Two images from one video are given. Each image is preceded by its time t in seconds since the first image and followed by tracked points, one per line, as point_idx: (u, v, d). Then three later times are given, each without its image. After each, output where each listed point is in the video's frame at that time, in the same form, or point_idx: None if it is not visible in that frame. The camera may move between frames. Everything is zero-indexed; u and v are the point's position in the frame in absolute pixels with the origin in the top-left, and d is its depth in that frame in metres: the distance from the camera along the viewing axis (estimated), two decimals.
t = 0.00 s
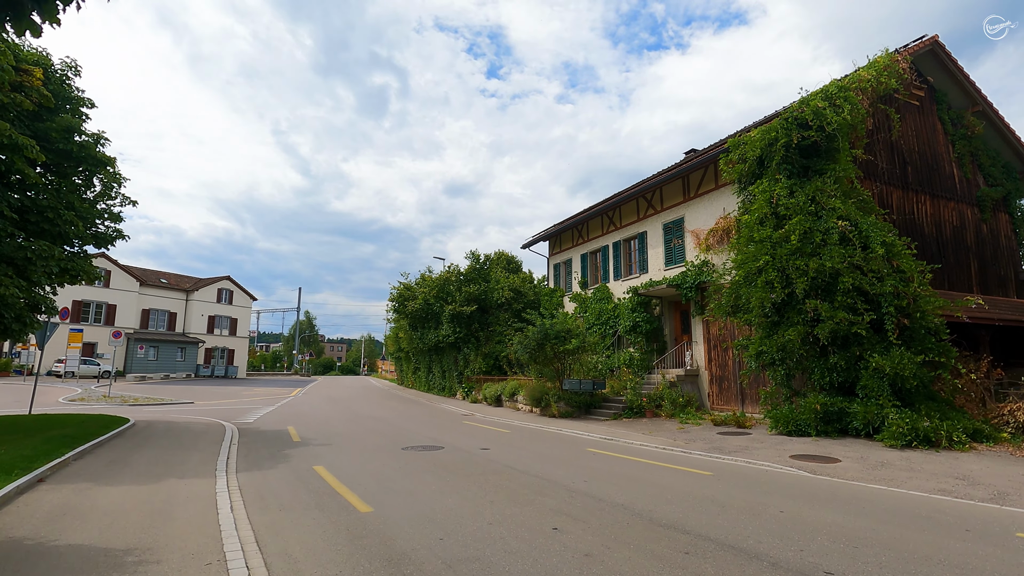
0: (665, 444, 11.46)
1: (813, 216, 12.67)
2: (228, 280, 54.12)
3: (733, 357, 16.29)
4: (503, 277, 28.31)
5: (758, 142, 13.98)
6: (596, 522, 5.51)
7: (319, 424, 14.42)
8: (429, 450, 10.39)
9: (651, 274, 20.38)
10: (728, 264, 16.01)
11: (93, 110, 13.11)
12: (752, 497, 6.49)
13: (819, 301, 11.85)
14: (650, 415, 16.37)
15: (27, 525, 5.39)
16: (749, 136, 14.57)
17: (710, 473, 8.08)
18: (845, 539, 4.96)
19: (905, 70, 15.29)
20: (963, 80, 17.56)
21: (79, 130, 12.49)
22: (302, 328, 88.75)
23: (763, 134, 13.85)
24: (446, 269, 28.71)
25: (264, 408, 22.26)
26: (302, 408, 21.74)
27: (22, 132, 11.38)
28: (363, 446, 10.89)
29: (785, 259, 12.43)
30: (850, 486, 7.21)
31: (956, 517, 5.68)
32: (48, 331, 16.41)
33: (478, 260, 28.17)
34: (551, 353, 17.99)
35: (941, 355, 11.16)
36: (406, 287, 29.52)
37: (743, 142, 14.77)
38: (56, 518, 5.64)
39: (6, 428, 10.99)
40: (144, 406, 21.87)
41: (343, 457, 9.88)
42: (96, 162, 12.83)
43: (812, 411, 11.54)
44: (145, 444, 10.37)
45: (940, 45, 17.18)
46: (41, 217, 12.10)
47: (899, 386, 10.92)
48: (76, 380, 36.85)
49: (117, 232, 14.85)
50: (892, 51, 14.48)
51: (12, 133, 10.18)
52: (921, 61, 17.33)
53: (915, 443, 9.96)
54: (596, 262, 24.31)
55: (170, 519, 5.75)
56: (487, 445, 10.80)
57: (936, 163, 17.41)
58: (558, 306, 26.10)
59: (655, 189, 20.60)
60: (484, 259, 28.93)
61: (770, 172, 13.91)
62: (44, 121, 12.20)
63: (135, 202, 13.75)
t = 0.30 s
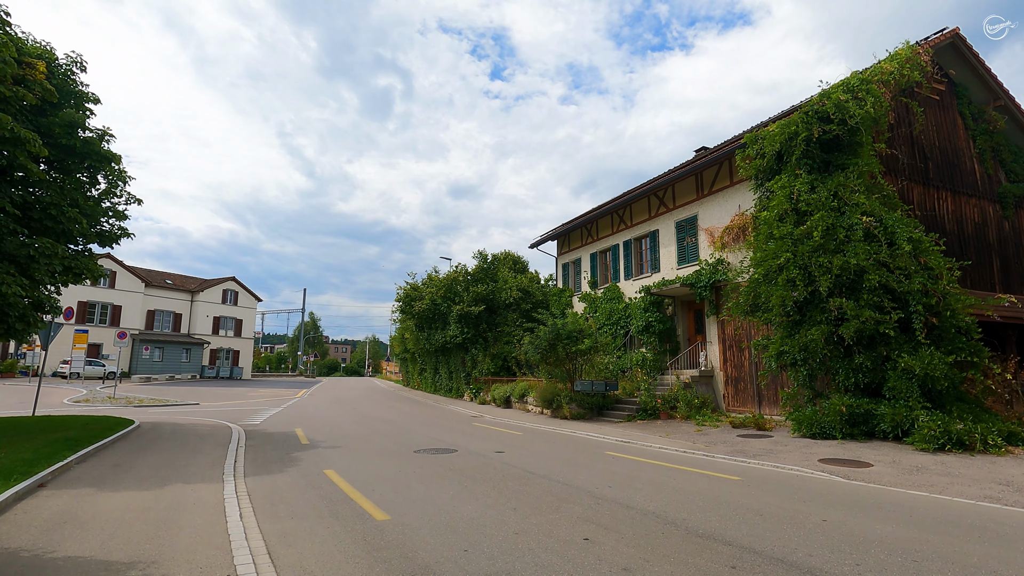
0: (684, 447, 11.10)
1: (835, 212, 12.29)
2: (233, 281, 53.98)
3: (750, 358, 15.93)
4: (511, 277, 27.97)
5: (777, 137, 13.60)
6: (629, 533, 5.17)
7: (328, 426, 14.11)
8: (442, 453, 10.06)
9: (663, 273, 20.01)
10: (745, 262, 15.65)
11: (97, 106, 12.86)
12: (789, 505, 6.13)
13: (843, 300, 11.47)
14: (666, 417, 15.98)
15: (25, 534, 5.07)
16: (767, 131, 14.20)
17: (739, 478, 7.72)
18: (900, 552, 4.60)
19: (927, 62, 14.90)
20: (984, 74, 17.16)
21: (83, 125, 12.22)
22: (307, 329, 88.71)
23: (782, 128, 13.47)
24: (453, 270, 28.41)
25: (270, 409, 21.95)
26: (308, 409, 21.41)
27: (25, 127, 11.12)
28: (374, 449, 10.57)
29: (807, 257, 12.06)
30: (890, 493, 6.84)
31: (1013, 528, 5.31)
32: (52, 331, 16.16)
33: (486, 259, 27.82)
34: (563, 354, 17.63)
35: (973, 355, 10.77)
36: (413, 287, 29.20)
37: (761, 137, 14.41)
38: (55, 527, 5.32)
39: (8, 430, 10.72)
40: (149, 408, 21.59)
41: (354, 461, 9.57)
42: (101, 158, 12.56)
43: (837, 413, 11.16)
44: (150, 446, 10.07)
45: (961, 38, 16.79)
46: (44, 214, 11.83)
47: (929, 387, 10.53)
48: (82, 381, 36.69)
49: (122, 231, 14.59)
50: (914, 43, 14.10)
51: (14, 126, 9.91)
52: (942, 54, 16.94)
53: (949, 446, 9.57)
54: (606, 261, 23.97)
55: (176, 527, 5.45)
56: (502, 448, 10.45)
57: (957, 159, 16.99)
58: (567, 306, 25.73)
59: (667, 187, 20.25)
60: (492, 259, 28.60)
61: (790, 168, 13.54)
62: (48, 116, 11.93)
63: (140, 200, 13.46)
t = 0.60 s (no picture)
0: (708, 453, 10.72)
1: (863, 208, 11.88)
2: (241, 282, 53.94)
3: (770, 360, 15.54)
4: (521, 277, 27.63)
5: (801, 132, 13.20)
6: (671, 550, 4.81)
7: (339, 430, 13.82)
8: (459, 459, 9.74)
9: (679, 273, 19.62)
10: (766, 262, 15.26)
11: (105, 103, 12.62)
12: (835, 519, 5.76)
13: (873, 300, 11.06)
14: (683, 420, 15.61)
15: (26, 551, 4.76)
16: (789, 126, 13.80)
17: (775, 487, 7.33)
18: None
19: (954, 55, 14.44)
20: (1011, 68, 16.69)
21: (91, 122, 11.96)
22: (313, 330, 88.71)
23: (806, 123, 13.06)
24: (462, 270, 28.09)
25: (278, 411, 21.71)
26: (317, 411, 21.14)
27: (32, 124, 10.87)
28: (388, 454, 10.25)
29: (834, 255, 11.66)
30: (939, 506, 6.44)
31: None
32: (60, 332, 15.95)
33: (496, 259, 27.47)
34: (577, 355, 17.27)
35: (1011, 358, 10.35)
36: (422, 288, 28.88)
37: (782, 133, 14.00)
38: (60, 542, 5.01)
39: (14, 434, 10.46)
40: (157, 410, 21.37)
41: (369, 466, 9.26)
42: (109, 156, 12.31)
43: (867, 417, 10.75)
44: (159, 452, 9.77)
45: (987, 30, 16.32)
46: (52, 213, 11.58)
47: (965, 391, 10.12)
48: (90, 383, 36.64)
49: (131, 231, 14.35)
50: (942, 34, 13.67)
51: (20, 122, 9.64)
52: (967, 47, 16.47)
53: (988, 453, 9.14)
54: (619, 261, 23.60)
55: (187, 541, 5.13)
56: (521, 453, 10.10)
57: (984, 155, 16.47)
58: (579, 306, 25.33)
59: (682, 185, 19.87)
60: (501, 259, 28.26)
61: (814, 164, 13.14)
62: (56, 113, 11.69)
63: (149, 200, 13.23)
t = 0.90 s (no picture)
0: (731, 455, 10.35)
1: (889, 202, 11.49)
2: (247, 283, 53.85)
3: (790, 360, 15.15)
4: (530, 276, 27.29)
5: (823, 124, 12.82)
6: (713, 560, 4.46)
7: (349, 430, 13.53)
8: (474, 460, 9.42)
9: (693, 271, 19.24)
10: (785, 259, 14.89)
11: (111, 96, 12.38)
12: (883, 526, 5.40)
13: (901, 296, 10.68)
14: (700, 421, 15.24)
15: (23, 559, 4.44)
16: (810, 118, 13.43)
17: (810, 492, 6.97)
18: None
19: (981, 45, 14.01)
20: None
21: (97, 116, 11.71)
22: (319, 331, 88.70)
23: (829, 114, 12.67)
24: (471, 269, 27.78)
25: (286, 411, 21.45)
26: (324, 411, 20.87)
27: (36, 117, 10.63)
28: (401, 455, 9.94)
29: (860, 250, 11.27)
30: (989, 512, 6.07)
31: None
32: (66, 331, 15.72)
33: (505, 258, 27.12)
34: (590, 354, 16.91)
35: None
36: (430, 287, 28.56)
37: (803, 125, 13.63)
38: (60, 549, 4.71)
39: (18, 434, 10.22)
40: (163, 409, 21.15)
41: (382, 468, 8.96)
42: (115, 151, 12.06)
43: (896, 417, 10.37)
44: (165, 452, 9.48)
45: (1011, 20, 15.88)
46: (57, 208, 11.34)
47: (1001, 390, 9.72)
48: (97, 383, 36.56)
49: (137, 227, 14.12)
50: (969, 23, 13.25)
51: (23, 113, 9.38)
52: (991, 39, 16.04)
53: None
54: (630, 259, 23.24)
55: (194, 548, 4.82)
56: (538, 455, 9.77)
57: (1010, 149, 16.01)
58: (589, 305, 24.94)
59: (696, 181, 19.49)
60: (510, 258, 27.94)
61: (837, 156, 12.76)
62: (61, 106, 11.44)
63: (155, 195, 12.98)
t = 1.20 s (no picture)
0: (755, 460, 9.95)
1: (918, 197, 11.06)
2: (252, 282, 53.68)
3: (811, 361, 14.77)
4: (538, 276, 26.89)
5: (847, 116, 12.40)
6: None
7: (358, 433, 13.17)
8: (490, 466, 9.05)
9: (707, 269, 18.82)
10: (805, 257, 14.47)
11: (114, 91, 12.07)
12: (940, 543, 5.01)
13: (933, 295, 10.26)
14: (717, 424, 14.82)
15: None
16: (833, 111, 13.01)
17: (850, 503, 6.56)
18: None
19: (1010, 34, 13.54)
20: None
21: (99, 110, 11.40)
22: (324, 331, 88.68)
23: (853, 107, 12.24)
24: (478, 268, 27.41)
25: (293, 413, 21.16)
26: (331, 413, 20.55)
27: (37, 111, 10.32)
28: (413, 460, 9.59)
29: (889, 246, 10.84)
30: None
31: None
32: (70, 331, 15.44)
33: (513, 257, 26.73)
34: (604, 355, 16.51)
35: None
36: (437, 287, 28.21)
37: (826, 118, 13.21)
38: (55, 568, 4.36)
39: (19, 437, 9.92)
40: (169, 410, 20.88)
41: (394, 474, 8.61)
42: (118, 146, 11.75)
43: (928, 420, 9.96)
44: (169, 457, 9.15)
45: None
46: (59, 206, 11.04)
47: None
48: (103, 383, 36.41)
49: (141, 226, 13.82)
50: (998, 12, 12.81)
51: (23, 106, 9.07)
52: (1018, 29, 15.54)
53: None
54: (641, 258, 22.84)
55: (200, 567, 4.46)
56: (555, 460, 9.39)
57: None
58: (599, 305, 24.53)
59: (710, 178, 19.07)
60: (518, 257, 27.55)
61: (861, 150, 12.33)
62: (62, 100, 11.14)
63: (159, 193, 12.68)
